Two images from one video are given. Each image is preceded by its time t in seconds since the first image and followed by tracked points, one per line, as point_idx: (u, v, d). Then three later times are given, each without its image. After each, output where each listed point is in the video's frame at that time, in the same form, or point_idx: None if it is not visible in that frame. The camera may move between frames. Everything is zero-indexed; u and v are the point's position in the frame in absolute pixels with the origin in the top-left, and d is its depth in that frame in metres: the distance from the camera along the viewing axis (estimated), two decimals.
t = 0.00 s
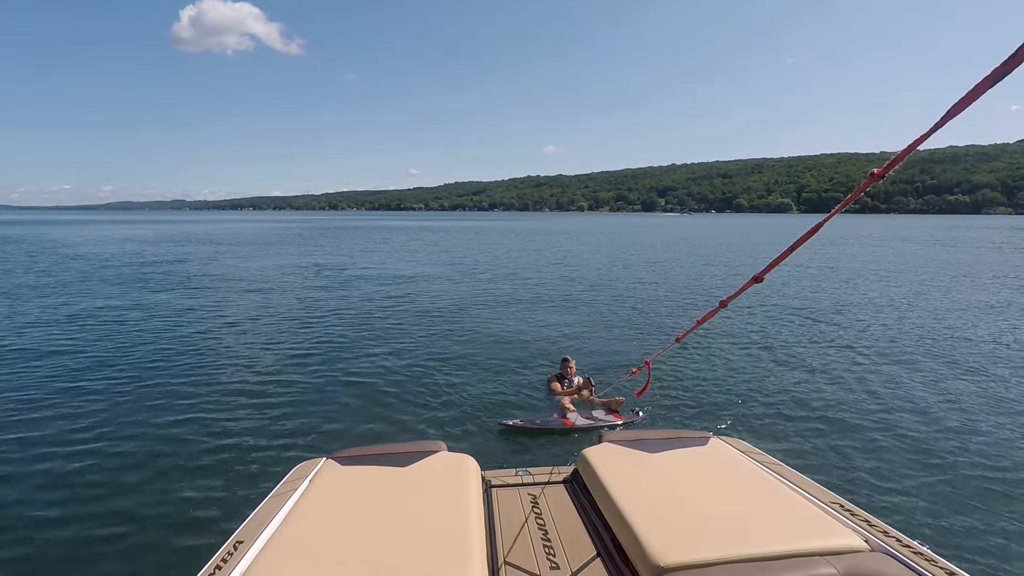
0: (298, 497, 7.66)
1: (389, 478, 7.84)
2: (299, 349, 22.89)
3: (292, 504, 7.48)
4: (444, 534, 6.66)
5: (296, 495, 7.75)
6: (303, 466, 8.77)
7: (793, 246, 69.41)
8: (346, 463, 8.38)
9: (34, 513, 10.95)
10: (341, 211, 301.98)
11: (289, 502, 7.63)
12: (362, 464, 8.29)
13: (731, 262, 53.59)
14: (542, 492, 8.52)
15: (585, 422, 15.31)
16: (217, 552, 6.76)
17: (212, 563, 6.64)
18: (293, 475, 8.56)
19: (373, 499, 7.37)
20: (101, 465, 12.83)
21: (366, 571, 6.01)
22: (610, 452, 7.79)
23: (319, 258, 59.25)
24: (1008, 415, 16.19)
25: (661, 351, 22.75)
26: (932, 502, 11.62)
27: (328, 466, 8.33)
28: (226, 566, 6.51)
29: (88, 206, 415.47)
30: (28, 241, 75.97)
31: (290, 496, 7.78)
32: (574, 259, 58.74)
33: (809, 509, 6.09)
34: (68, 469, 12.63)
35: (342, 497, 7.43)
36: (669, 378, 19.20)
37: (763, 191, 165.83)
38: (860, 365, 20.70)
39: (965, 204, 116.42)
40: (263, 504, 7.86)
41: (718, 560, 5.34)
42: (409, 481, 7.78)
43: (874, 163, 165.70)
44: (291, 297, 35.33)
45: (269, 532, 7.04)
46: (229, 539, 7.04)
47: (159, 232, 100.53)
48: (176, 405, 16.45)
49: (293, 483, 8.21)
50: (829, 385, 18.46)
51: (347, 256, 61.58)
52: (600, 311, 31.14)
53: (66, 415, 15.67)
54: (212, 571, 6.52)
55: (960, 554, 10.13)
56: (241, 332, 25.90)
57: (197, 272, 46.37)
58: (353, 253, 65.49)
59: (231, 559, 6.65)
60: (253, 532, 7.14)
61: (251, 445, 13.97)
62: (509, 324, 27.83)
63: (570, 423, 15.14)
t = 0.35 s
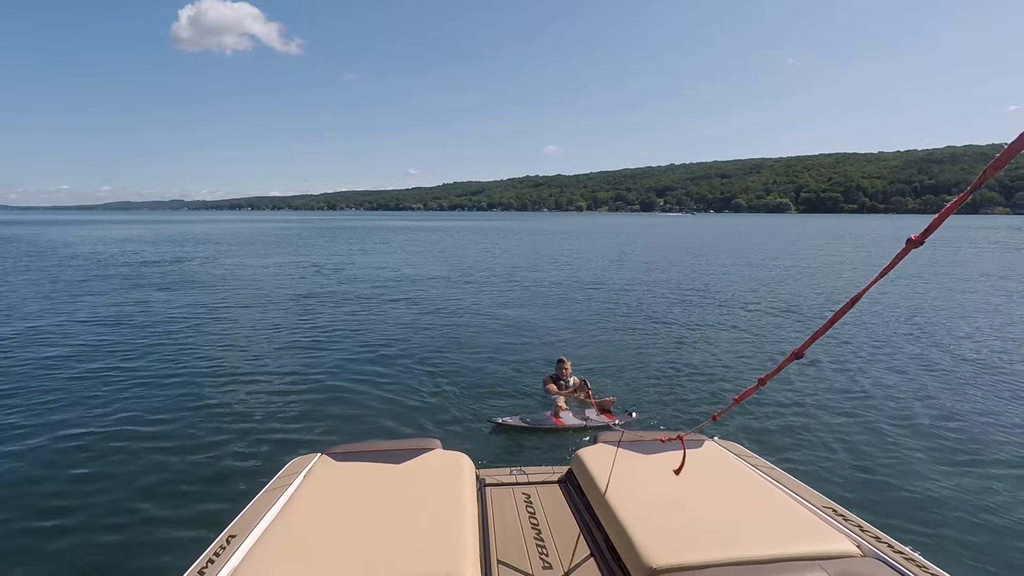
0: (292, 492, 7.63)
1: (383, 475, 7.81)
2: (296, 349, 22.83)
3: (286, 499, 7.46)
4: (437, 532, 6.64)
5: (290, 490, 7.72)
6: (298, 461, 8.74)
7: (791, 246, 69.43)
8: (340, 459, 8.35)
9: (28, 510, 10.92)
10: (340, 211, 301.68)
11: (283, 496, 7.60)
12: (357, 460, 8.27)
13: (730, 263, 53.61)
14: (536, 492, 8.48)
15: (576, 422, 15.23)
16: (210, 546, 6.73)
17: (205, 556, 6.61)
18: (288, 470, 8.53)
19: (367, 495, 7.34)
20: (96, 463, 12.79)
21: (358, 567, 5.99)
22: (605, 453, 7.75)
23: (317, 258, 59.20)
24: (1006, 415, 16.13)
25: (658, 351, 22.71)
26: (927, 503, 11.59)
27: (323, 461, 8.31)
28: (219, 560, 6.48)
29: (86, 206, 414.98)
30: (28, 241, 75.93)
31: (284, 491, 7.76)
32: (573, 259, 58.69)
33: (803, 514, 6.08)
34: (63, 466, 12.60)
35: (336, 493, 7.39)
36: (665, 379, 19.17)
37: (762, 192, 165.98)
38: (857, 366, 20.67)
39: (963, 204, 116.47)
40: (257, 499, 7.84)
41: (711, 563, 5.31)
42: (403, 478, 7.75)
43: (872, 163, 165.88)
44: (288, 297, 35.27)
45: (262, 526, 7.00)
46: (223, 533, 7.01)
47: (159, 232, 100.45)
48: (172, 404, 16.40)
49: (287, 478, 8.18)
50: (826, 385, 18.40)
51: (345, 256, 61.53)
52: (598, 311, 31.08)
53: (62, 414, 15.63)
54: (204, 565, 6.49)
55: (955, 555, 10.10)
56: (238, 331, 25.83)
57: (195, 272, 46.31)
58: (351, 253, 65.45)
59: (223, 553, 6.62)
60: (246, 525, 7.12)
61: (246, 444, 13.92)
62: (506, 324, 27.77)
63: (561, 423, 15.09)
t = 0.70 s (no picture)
0: (291, 494, 7.63)
1: (382, 477, 7.80)
2: (294, 349, 22.76)
3: (285, 501, 7.45)
4: (437, 534, 6.63)
5: (289, 492, 7.72)
6: (297, 463, 8.73)
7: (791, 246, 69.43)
8: (339, 461, 8.34)
9: (25, 511, 10.87)
10: (338, 211, 301.28)
11: (282, 498, 7.59)
12: (356, 462, 8.26)
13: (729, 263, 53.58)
14: (536, 495, 8.47)
15: (572, 422, 15.12)
16: (208, 547, 6.71)
17: (203, 557, 6.60)
18: (287, 472, 8.52)
19: (366, 497, 7.33)
20: (93, 463, 12.74)
21: (358, 569, 5.98)
22: (604, 455, 7.76)
23: (316, 258, 59.05)
24: (1006, 414, 16.08)
25: (657, 351, 22.65)
26: (926, 502, 11.56)
27: (322, 464, 8.30)
28: (218, 561, 6.46)
29: (84, 206, 414.31)
30: (25, 241, 75.65)
31: (283, 493, 7.75)
32: (572, 258, 58.66)
33: (801, 517, 6.08)
34: (60, 467, 12.54)
35: (335, 495, 7.39)
36: (664, 378, 19.15)
37: (760, 192, 166.26)
38: (856, 365, 20.65)
39: (961, 205, 116.64)
40: (256, 501, 7.83)
41: (709, 565, 5.32)
42: (402, 480, 7.75)
43: (870, 163, 166.06)
44: (286, 297, 35.19)
45: (261, 528, 7.00)
46: (222, 534, 6.99)
47: (157, 232, 100.25)
48: (169, 405, 16.35)
49: (286, 480, 8.17)
50: (825, 384, 18.37)
51: (344, 256, 61.45)
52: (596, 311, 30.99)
53: (59, 414, 15.56)
54: (203, 567, 6.48)
55: (954, 553, 10.09)
56: (236, 331, 25.78)
57: (194, 272, 46.21)
58: (350, 253, 65.35)
59: (222, 554, 6.60)
60: (245, 527, 7.10)
61: (244, 444, 13.89)
62: (505, 323, 27.72)
63: (554, 424, 15.00)
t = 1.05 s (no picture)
0: (295, 500, 7.63)
1: (386, 482, 7.82)
2: (294, 349, 22.70)
3: (290, 507, 7.45)
4: (442, 537, 6.65)
5: (293, 497, 7.72)
6: (300, 469, 8.73)
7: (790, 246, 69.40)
8: (343, 466, 8.35)
9: (27, 514, 10.83)
10: (337, 211, 300.69)
11: (286, 505, 7.59)
12: (360, 467, 8.28)
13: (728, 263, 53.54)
14: (540, 497, 8.48)
15: (570, 425, 15.09)
16: (213, 554, 6.71)
17: (208, 565, 6.60)
18: (290, 478, 8.52)
19: (371, 502, 7.34)
20: (95, 465, 12.72)
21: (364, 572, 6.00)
22: (608, 457, 7.77)
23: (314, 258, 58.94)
24: (1009, 411, 16.03)
25: (658, 351, 22.61)
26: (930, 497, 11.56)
27: (326, 469, 8.31)
28: (222, 568, 6.47)
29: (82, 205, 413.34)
30: (22, 241, 75.33)
31: (287, 499, 7.75)
32: (572, 258, 58.62)
33: (807, 516, 6.11)
34: (61, 469, 12.49)
35: (339, 501, 7.39)
36: (665, 378, 19.15)
37: (759, 192, 166.48)
38: (857, 364, 20.65)
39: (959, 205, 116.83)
40: (260, 507, 7.83)
41: (716, 565, 5.34)
42: (407, 484, 7.77)
43: (869, 164, 166.21)
44: (286, 296, 35.14)
45: (266, 534, 7.00)
46: (226, 542, 6.99)
47: (155, 232, 100.00)
48: (170, 406, 16.30)
49: (289, 486, 8.17)
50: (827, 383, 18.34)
51: (343, 256, 61.39)
52: (596, 311, 30.96)
53: (58, 415, 15.49)
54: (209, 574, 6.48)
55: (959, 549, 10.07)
56: (236, 331, 25.74)
57: (192, 272, 46.09)
58: (349, 253, 65.29)
59: (227, 561, 6.60)
60: (249, 534, 7.10)
61: (246, 445, 13.87)
62: (505, 323, 27.71)
63: (553, 427, 14.95)
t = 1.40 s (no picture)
0: (299, 504, 7.64)
1: (390, 484, 7.85)
2: (296, 350, 22.70)
3: (294, 511, 7.47)
4: (449, 539, 6.69)
5: (298, 501, 7.75)
6: (304, 472, 8.75)
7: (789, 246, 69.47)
8: (347, 469, 8.38)
9: (30, 518, 10.83)
10: (337, 211, 300.47)
11: (291, 508, 7.61)
12: (364, 469, 8.30)
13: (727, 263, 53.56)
14: (544, 497, 8.53)
15: (570, 425, 15.02)
16: (219, 559, 6.73)
17: (214, 569, 6.62)
18: (294, 481, 8.54)
19: (376, 505, 7.36)
20: (97, 467, 12.72)
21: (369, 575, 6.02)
22: (611, 456, 7.82)
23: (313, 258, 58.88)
24: (1009, 410, 16.04)
25: (658, 351, 22.64)
26: (930, 497, 11.61)
27: (330, 472, 8.34)
28: (229, 573, 6.50)
29: (80, 206, 412.96)
30: (20, 241, 75.20)
31: (292, 503, 7.76)
32: (571, 258, 58.65)
33: (812, 510, 6.15)
34: (65, 472, 12.50)
35: (345, 504, 7.41)
36: (665, 377, 19.18)
37: (757, 192, 166.74)
38: (857, 362, 20.69)
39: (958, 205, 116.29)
40: (264, 511, 7.83)
41: (722, 562, 5.37)
42: (412, 486, 7.80)
43: (867, 163, 166.40)
44: (286, 297, 35.10)
45: (271, 539, 7.02)
46: (232, 546, 7.02)
47: (154, 231, 99.91)
48: (172, 407, 16.29)
49: (294, 489, 8.19)
50: (828, 382, 18.35)
51: (342, 256, 61.31)
52: (596, 311, 30.96)
53: (60, 417, 15.48)
54: None
55: (961, 549, 10.10)
56: (236, 332, 25.71)
57: (191, 272, 45.99)
58: (347, 253, 65.18)
59: (232, 566, 6.62)
60: (255, 539, 7.12)
61: (249, 446, 13.90)
62: (506, 323, 27.71)
63: (553, 426, 14.92)
